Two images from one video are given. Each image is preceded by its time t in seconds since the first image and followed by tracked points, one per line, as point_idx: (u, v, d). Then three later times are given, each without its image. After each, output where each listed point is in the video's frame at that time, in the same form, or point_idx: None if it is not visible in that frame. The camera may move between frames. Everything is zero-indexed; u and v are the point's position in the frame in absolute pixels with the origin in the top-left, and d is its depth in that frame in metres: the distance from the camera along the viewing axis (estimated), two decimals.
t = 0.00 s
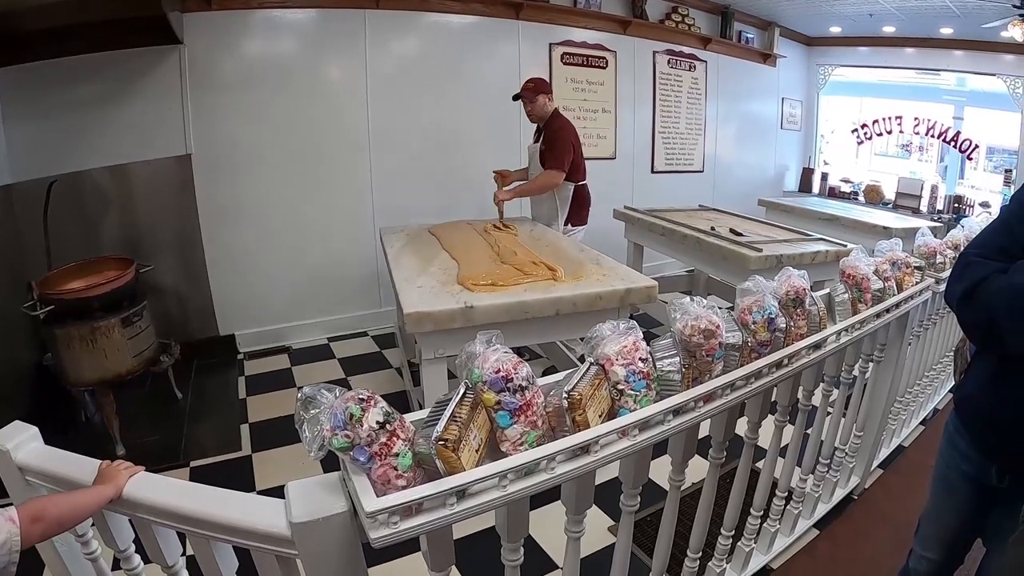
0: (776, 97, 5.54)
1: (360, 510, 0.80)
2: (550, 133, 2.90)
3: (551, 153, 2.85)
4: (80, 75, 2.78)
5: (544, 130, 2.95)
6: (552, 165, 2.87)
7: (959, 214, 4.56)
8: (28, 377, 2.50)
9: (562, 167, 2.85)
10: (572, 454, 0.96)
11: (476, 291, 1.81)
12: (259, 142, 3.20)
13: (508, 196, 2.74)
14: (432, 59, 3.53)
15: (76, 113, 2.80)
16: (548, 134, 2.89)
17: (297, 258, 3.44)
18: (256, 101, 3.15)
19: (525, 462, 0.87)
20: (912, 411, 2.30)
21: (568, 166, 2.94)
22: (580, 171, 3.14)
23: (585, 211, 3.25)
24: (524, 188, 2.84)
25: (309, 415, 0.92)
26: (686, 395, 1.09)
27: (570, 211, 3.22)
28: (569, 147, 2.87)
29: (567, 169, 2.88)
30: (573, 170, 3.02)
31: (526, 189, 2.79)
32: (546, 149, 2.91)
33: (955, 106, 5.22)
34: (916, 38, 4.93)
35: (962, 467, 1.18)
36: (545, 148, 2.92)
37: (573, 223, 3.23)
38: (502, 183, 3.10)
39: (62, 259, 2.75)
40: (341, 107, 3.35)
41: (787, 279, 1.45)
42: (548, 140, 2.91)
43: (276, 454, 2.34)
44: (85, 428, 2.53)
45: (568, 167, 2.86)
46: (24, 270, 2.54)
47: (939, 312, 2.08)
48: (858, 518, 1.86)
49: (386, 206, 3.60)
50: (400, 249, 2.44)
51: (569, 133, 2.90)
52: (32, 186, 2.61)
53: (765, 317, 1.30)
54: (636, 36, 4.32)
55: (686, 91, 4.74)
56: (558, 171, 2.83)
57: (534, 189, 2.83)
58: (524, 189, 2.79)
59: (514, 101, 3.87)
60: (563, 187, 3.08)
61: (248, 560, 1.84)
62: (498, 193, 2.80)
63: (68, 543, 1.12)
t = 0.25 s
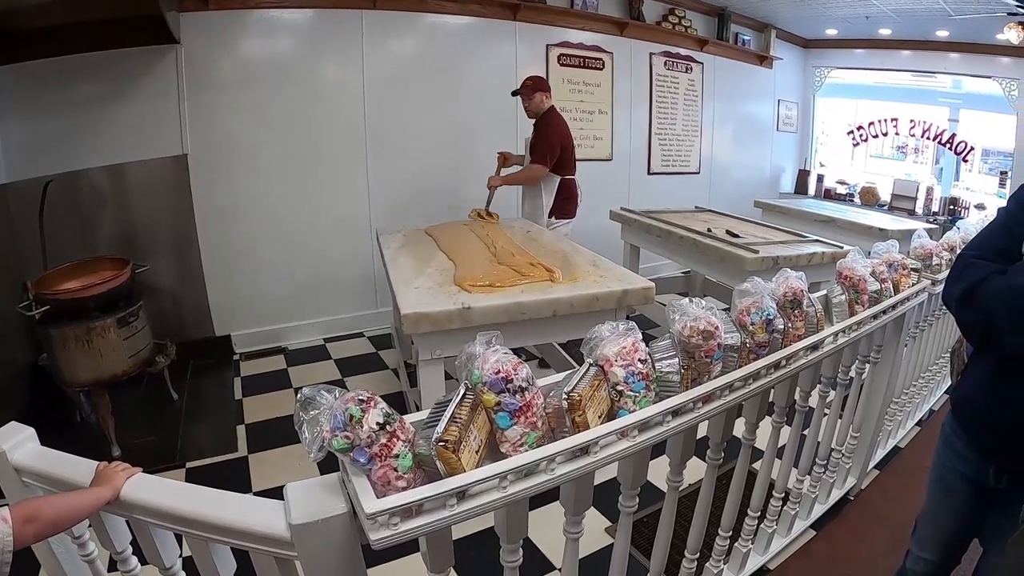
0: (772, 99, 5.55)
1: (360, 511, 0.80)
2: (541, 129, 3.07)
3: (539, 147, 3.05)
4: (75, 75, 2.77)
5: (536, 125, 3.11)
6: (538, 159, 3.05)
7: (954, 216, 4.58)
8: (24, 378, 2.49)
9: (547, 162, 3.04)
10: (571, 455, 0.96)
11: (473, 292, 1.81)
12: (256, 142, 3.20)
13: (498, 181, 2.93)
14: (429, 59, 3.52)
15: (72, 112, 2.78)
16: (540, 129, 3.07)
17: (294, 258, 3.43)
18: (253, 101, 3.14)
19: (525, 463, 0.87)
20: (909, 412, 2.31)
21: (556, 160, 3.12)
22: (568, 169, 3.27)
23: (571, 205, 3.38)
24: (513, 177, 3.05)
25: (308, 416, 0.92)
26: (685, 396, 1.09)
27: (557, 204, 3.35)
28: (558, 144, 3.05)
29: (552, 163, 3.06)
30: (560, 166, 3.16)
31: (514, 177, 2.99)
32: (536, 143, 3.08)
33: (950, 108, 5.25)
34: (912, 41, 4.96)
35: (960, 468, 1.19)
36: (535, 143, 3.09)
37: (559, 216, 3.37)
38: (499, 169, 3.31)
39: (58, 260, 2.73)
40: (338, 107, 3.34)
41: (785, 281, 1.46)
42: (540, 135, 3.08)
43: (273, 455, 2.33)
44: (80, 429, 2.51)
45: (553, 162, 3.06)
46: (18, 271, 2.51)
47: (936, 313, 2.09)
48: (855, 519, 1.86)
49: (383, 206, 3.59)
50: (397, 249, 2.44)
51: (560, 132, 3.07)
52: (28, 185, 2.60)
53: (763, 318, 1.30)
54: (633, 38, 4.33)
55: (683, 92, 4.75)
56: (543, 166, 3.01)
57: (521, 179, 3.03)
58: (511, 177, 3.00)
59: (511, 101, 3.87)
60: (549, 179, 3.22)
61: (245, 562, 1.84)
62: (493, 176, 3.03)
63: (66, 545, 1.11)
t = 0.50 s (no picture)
0: (775, 96, 5.54)
1: (366, 509, 0.80)
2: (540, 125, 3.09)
3: (539, 144, 3.08)
4: (76, 71, 2.76)
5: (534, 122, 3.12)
6: (540, 155, 3.09)
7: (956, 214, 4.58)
8: (25, 376, 2.48)
9: (548, 158, 3.07)
10: (576, 453, 0.96)
11: (476, 289, 1.80)
12: (257, 139, 3.19)
13: (506, 167, 3.04)
14: (431, 56, 3.51)
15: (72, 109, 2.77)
16: (538, 125, 3.09)
17: (295, 256, 3.43)
18: (254, 98, 3.13)
19: (531, 461, 0.87)
20: (912, 410, 2.31)
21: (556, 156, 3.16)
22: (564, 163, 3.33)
23: (563, 200, 3.41)
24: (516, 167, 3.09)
25: (313, 413, 0.92)
26: (690, 393, 1.09)
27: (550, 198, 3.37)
28: (555, 141, 3.07)
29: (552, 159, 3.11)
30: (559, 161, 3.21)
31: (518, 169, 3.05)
32: (535, 139, 3.10)
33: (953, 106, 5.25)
34: (915, 38, 4.95)
35: (963, 466, 1.19)
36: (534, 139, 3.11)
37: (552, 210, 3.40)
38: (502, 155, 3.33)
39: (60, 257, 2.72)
40: (340, 104, 3.34)
41: (789, 279, 1.45)
42: (537, 132, 3.10)
43: (275, 452, 2.33)
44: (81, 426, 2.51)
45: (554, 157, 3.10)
46: (20, 268, 2.50)
47: (939, 311, 2.09)
48: (857, 517, 1.86)
49: (384, 203, 3.59)
50: (399, 246, 2.44)
51: (559, 129, 3.10)
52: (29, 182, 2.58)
53: (768, 316, 1.30)
54: (636, 35, 4.32)
55: (685, 89, 4.74)
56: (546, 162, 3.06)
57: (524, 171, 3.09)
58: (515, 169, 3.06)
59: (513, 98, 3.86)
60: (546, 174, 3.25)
61: (249, 558, 1.84)
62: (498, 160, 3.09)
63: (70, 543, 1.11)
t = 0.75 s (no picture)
0: (770, 100, 5.57)
1: (365, 513, 0.80)
2: (528, 130, 3.09)
3: (529, 151, 3.08)
4: (73, 74, 2.75)
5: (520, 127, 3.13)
6: (531, 161, 3.09)
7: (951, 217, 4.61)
8: (21, 378, 2.48)
9: (541, 164, 3.08)
10: (574, 456, 0.96)
11: (473, 293, 1.81)
12: (254, 141, 3.19)
13: (497, 176, 3.03)
14: (428, 59, 3.52)
15: (68, 111, 2.76)
16: (523, 132, 3.10)
17: (292, 258, 3.43)
18: (251, 100, 3.13)
19: (529, 464, 0.87)
20: (907, 412, 2.32)
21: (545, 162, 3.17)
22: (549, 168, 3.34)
23: (547, 203, 3.43)
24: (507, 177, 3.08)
25: (311, 417, 0.92)
26: (687, 397, 1.10)
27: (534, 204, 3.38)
28: (545, 147, 3.09)
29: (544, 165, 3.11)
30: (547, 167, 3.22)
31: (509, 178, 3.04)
32: (524, 145, 3.10)
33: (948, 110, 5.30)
34: (910, 42, 4.98)
35: (960, 467, 1.20)
36: (521, 146, 3.11)
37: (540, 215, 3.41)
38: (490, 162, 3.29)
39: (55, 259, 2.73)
40: (337, 106, 3.34)
41: (785, 282, 1.46)
42: (523, 138, 3.11)
43: (272, 455, 2.33)
44: (77, 429, 2.50)
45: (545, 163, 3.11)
46: (15, 270, 2.49)
47: (934, 314, 2.10)
48: (853, 519, 1.87)
49: (382, 206, 3.59)
50: (396, 249, 2.44)
51: (544, 134, 3.12)
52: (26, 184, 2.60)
53: (764, 319, 1.31)
54: (632, 38, 4.34)
55: (681, 93, 4.76)
56: (537, 168, 3.07)
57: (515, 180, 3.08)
58: (507, 178, 3.05)
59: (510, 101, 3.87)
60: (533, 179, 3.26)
61: (246, 562, 1.84)
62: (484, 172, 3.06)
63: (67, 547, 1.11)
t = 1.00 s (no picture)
0: (770, 99, 5.57)
1: (366, 510, 0.80)
2: (505, 133, 3.08)
3: (506, 155, 3.06)
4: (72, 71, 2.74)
5: (499, 130, 3.11)
6: (509, 164, 3.07)
7: (950, 217, 4.62)
8: (20, 376, 2.47)
9: (518, 168, 3.06)
10: (575, 454, 0.96)
11: (473, 291, 1.81)
12: (253, 139, 3.19)
13: (470, 180, 3.00)
14: (428, 58, 3.52)
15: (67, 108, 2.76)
16: (501, 135, 3.08)
17: (292, 256, 3.43)
18: (250, 98, 3.13)
19: (530, 462, 0.88)
20: (906, 412, 2.32)
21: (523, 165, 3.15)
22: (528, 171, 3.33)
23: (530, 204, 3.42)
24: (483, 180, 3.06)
25: (313, 414, 0.92)
26: (687, 395, 1.10)
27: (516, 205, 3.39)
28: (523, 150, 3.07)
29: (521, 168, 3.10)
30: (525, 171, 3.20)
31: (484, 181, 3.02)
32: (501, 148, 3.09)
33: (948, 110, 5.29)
34: (910, 42, 4.99)
35: (960, 466, 1.20)
36: (499, 149, 3.09)
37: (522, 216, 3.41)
38: (467, 164, 3.25)
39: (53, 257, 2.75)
40: (337, 104, 3.33)
41: (785, 281, 1.47)
42: (501, 141, 3.09)
43: (272, 453, 2.33)
44: (75, 427, 2.50)
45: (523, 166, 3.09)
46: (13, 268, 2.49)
47: (933, 314, 2.11)
48: (851, 518, 1.88)
49: (381, 204, 3.59)
50: (396, 248, 2.44)
51: (523, 136, 3.10)
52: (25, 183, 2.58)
53: (764, 319, 1.31)
54: (632, 37, 4.33)
55: (681, 92, 4.76)
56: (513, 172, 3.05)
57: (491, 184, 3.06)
58: (483, 182, 3.03)
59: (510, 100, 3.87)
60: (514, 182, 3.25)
61: (246, 560, 1.84)
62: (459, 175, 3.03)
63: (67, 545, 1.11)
